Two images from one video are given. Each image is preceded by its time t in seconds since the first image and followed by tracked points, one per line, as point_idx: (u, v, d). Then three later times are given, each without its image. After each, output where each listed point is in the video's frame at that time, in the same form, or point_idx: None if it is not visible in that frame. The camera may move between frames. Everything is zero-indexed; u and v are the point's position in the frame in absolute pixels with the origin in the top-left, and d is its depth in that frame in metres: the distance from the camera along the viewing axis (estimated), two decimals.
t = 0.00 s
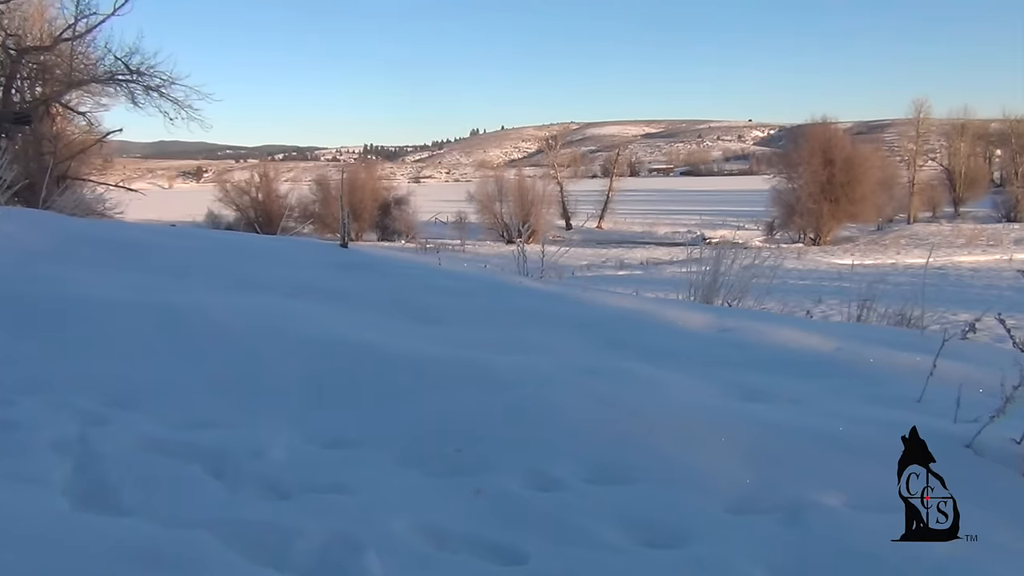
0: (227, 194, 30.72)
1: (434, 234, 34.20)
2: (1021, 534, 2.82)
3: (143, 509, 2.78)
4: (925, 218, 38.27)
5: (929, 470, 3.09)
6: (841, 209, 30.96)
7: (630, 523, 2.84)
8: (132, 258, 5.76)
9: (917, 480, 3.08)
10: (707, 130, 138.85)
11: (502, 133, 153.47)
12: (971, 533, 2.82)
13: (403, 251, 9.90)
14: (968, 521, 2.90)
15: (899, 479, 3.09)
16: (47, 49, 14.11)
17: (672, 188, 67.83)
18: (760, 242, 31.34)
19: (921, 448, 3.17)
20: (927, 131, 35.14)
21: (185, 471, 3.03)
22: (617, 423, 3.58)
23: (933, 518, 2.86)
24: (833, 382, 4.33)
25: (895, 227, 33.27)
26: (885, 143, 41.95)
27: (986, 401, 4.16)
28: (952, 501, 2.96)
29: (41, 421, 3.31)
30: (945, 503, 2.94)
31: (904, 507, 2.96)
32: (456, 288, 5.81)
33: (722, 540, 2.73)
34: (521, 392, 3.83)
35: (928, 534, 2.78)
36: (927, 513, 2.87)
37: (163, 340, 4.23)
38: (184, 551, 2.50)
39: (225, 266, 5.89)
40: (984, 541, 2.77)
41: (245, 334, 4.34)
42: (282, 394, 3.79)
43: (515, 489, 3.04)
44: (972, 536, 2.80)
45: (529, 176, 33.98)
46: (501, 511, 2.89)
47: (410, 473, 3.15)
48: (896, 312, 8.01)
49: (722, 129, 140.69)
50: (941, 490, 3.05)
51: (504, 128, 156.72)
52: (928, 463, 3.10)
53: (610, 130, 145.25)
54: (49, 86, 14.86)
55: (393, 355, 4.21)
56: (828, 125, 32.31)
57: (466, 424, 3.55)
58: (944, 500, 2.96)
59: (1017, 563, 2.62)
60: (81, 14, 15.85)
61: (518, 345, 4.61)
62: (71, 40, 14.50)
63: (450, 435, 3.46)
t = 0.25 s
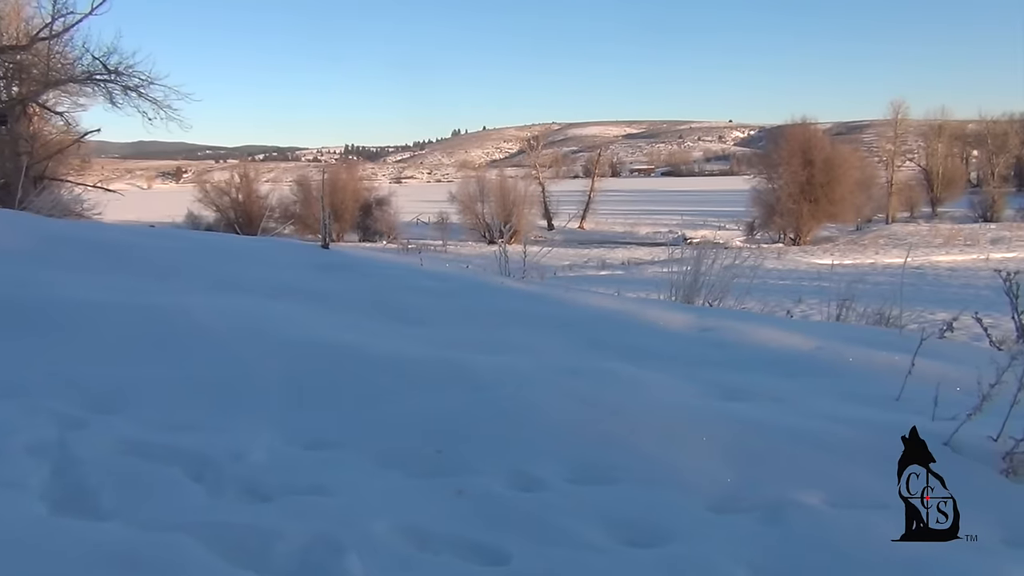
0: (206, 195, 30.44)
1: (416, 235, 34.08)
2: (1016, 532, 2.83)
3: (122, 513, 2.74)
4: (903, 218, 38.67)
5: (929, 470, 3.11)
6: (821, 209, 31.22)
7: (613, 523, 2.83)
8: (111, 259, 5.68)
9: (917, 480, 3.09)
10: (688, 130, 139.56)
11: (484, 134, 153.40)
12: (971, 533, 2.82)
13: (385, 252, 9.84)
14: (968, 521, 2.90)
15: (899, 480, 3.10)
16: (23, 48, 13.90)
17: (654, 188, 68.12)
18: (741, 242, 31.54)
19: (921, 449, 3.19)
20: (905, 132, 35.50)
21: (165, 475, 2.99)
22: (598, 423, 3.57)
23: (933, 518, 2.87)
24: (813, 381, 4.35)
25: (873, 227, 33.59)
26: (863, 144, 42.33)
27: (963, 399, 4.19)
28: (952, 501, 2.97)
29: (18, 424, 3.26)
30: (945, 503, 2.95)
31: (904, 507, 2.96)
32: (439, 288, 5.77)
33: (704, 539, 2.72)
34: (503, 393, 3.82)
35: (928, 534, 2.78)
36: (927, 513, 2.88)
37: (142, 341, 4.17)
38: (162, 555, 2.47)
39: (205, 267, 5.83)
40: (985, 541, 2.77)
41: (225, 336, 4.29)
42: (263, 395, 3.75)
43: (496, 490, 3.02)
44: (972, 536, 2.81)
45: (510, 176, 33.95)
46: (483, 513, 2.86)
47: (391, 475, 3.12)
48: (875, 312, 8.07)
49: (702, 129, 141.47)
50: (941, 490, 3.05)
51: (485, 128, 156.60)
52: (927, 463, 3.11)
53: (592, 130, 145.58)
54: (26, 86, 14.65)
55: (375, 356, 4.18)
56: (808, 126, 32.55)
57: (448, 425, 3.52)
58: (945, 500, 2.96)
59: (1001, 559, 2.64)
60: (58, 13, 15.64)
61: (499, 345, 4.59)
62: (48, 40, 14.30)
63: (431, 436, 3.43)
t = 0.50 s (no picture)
0: (183, 196, 30.12)
1: (395, 235, 33.95)
2: (1014, 529, 2.83)
3: (98, 517, 2.70)
4: (878, 218, 39.11)
5: (929, 470, 3.13)
6: (798, 209, 31.51)
7: (593, 523, 2.81)
8: (86, 259, 5.60)
9: (917, 480, 3.11)
10: (666, 131, 140.30)
11: (463, 134, 153.26)
12: (972, 532, 2.83)
13: (364, 253, 9.79)
14: (969, 521, 2.90)
15: (900, 480, 3.12)
16: None
17: (633, 189, 68.39)
18: (719, 242, 31.75)
19: (922, 449, 3.23)
20: (880, 133, 35.90)
21: (141, 477, 2.95)
22: (578, 423, 3.56)
23: (934, 518, 2.88)
24: (791, 380, 4.37)
25: (849, 227, 33.95)
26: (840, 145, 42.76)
27: (939, 397, 4.24)
28: (952, 501, 2.98)
29: None
30: (945, 503, 2.96)
31: (904, 507, 2.98)
32: (418, 289, 5.74)
33: (685, 538, 2.72)
34: (484, 394, 3.80)
35: (928, 533, 2.79)
36: (927, 513, 2.89)
37: (118, 343, 4.11)
38: (139, 560, 2.43)
39: (182, 268, 5.75)
40: (985, 540, 2.77)
41: (202, 337, 4.24)
42: (241, 397, 3.70)
43: (476, 490, 3.01)
44: (973, 536, 2.80)
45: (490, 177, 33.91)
46: (464, 514, 2.84)
47: (371, 476, 3.09)
48: (852, 311, 8.14)
49: (681, 130, 142.28)
50: (941, 490, 3.06)
51: (465, 128, 156.43)
52: (927, 463, 3.14)
53: (571, 130, 145.88)
54: None
55: (355, 357, 4.14)
56: (785, 127, 32.82)
57: (428, 426, 3.50)
58: (945, 500, 2.97)
59: (981, 555, 2.66)
60: (32, 11, 15.40)
61: (479, 346, 4.58)
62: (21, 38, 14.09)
63: (411, 437, 3.41)
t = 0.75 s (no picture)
0: (164, 196, 29.83)
1: (378, 236, 33.83)
2: (1005, 527, 2.83)
3: (77, 520, 2.66)
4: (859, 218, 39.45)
5: (929, 470, 3.12)
6: (779, 209, 31.73)
7: (575, 524, 2.80)
8: (64, 260, 5.52)
9: (917, 480, 3.10)
10: (649, 132, 140.81)
11: (446, 133, 152.92)
12: (971, 532, 2.81)
13: (346, 253, 9.73)
14: (969, 521, 2.89)
15: (899, 480, 3.11)
16: None
17: (616, 189, 68.57)
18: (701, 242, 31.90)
19: (921, 449, 3.21)
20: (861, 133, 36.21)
21: (121, 480, 2.91)
22: (562, 423, 3.55)
23: (933, 518, 2.87)
24: (772, 379, 4.39)
25: (830, 227, 34.21)
26: (820, 145, 43.08)
27: (918, 395, 4.27)
28: (952, 501, 2.97)
29: None
30: (944, 503, 2.95)
31: (903, 507, 2.97)
32: (401, 290, 5.71)
33: (667, 537, 2.71)
34: (466, 394, 3.78)
35: (927, 534, 2.78)
36: (927, 513, 2.88)
37: (97, 344, 4.05)
38: (116, 564, 2.39)
39: (162, 269, 5.69)
40: (984, 539, 2.76)
41: (183, 338, 4.19)
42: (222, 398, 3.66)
43: (459, 491, 2.98)
44: (972, 536, 2.78)
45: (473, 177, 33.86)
46: (446, 515, 2.82)
47: (352, 477, 3.07)
48: (833, 311, 8.19)
49: (663, 130, 142.85)
50: (941, 490, 3.05)
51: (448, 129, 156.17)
52: (927, 463, 3.13)
53: (554, 130, 146.01)
54: None
55: (337, 357, 4.11)
56: (766, 127, 33.00)
57: (410, 426, 3.47)
58: (944, 500, 2.96)
59: (965, 551, 2.67)
60: (9, 10, 15.20)
61: (462, 346, 4.56)
62: None
63: (394, 438, 3.38)
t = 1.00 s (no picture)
0: (140, 197, 29.48)
1: (357, 237, 33.66)
2: (989, 523, 2.85)
3: (52, 524, 2.61)
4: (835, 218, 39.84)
5: (929, 470, 3.10)
6: (757, 210, 31.98)
7: (555, 524, 2.79)
8: (38, 261, 5.43)
9: (917, 480, 3.09)
10: (629, 132, 141.03)
11: (425, 134, 152.50)
12: (971, 532, 2.79)
13: (325, 254, 9.66)
14: (969, 521, 2.87)
15: (899, 481, 3.10)
16: None
17: (595, 189, 68.73)
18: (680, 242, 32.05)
19: (921, 449, 3.18)
20: (837, 134, 36.58)
21: (97, 484, 2.86)
22: (542, 423, 3.54)
23: (934, 518, 2.85)
24: (750, 378, 4.41)
25: (807, 228, 34.53)
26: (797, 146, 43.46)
27: (894, 393, 4.31)
28: (952, 501, 2.95)
29: None
30: (945, 503, 2.93)
31: (904, 507, 2.96)
32: (380, 291, 5.67)
33: (648, 536, 2.71)
34: (446, 395, 3.76)
35: (927, 534, 2.77)
36: (927, 513, 2.87)
37: (72, 347, 3.99)
38: (92, 568, 2.35)
39: (138, 270, 5.61)
40: (985, 539, 2.74)
41: (159, 339, 4.14)
42: (198, 400, 3.61)
43: (439, 492, 2.96)
44: (972, 536, 2.76)
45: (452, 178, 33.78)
46: (426, 515, 2.80)
47: (331, 479, 3.03)
48: (810, 310, 8.25)
49: (642, 131, 143.46)
50: (942, 490, 3.03)
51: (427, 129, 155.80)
52: (927, 463, 3.11)
53: (533, 131, 146.12)
54: None
55: (316, 359, 4.07)
56: (744, 128, 33.23)
57: (389, 428, 3.45)
58: (944, 500, 2.94)
59: (943, 546, 2.69)
60: None
61: (441, 347, 4.53)
62: None
63: (373, 439, 3.36)
